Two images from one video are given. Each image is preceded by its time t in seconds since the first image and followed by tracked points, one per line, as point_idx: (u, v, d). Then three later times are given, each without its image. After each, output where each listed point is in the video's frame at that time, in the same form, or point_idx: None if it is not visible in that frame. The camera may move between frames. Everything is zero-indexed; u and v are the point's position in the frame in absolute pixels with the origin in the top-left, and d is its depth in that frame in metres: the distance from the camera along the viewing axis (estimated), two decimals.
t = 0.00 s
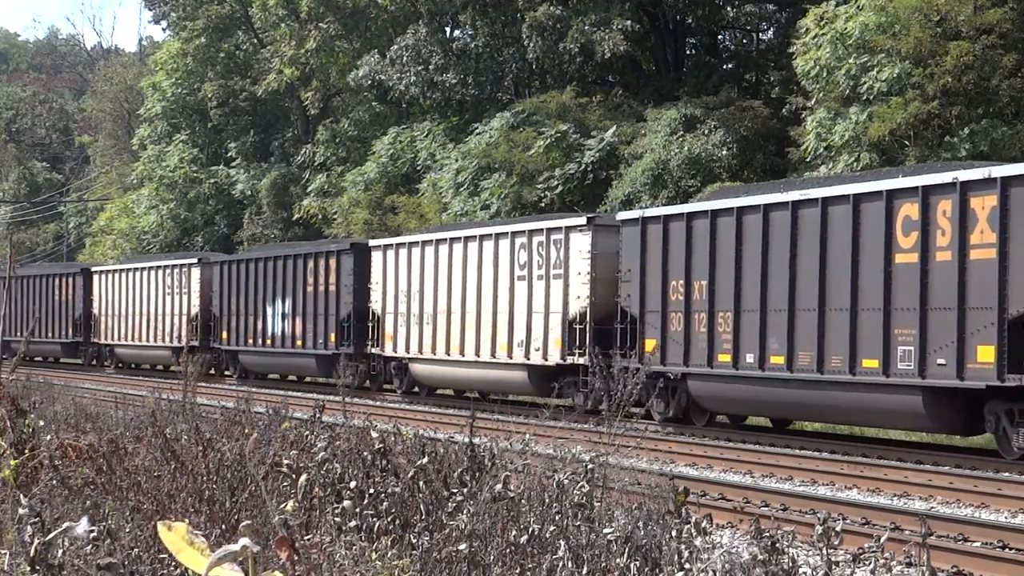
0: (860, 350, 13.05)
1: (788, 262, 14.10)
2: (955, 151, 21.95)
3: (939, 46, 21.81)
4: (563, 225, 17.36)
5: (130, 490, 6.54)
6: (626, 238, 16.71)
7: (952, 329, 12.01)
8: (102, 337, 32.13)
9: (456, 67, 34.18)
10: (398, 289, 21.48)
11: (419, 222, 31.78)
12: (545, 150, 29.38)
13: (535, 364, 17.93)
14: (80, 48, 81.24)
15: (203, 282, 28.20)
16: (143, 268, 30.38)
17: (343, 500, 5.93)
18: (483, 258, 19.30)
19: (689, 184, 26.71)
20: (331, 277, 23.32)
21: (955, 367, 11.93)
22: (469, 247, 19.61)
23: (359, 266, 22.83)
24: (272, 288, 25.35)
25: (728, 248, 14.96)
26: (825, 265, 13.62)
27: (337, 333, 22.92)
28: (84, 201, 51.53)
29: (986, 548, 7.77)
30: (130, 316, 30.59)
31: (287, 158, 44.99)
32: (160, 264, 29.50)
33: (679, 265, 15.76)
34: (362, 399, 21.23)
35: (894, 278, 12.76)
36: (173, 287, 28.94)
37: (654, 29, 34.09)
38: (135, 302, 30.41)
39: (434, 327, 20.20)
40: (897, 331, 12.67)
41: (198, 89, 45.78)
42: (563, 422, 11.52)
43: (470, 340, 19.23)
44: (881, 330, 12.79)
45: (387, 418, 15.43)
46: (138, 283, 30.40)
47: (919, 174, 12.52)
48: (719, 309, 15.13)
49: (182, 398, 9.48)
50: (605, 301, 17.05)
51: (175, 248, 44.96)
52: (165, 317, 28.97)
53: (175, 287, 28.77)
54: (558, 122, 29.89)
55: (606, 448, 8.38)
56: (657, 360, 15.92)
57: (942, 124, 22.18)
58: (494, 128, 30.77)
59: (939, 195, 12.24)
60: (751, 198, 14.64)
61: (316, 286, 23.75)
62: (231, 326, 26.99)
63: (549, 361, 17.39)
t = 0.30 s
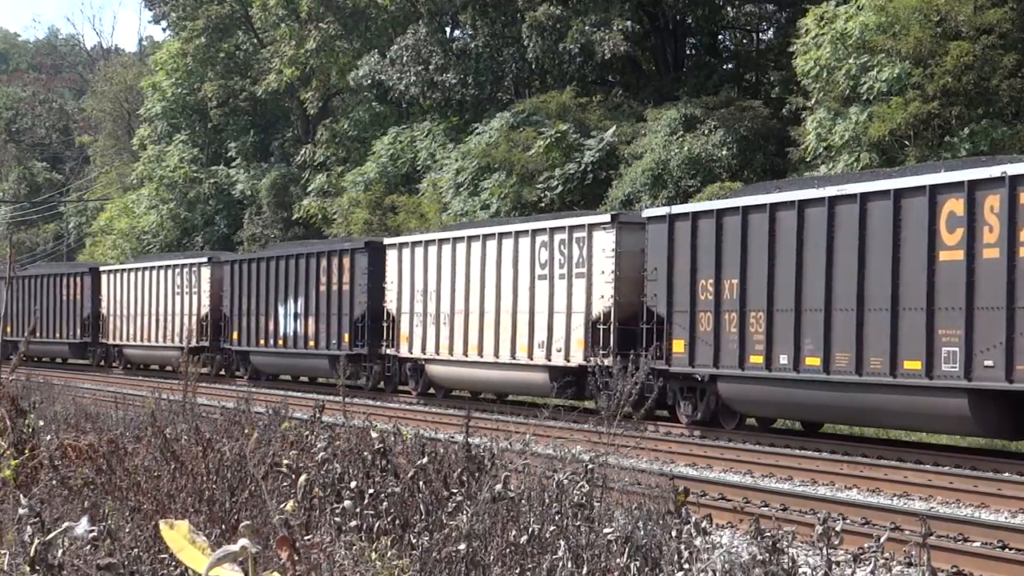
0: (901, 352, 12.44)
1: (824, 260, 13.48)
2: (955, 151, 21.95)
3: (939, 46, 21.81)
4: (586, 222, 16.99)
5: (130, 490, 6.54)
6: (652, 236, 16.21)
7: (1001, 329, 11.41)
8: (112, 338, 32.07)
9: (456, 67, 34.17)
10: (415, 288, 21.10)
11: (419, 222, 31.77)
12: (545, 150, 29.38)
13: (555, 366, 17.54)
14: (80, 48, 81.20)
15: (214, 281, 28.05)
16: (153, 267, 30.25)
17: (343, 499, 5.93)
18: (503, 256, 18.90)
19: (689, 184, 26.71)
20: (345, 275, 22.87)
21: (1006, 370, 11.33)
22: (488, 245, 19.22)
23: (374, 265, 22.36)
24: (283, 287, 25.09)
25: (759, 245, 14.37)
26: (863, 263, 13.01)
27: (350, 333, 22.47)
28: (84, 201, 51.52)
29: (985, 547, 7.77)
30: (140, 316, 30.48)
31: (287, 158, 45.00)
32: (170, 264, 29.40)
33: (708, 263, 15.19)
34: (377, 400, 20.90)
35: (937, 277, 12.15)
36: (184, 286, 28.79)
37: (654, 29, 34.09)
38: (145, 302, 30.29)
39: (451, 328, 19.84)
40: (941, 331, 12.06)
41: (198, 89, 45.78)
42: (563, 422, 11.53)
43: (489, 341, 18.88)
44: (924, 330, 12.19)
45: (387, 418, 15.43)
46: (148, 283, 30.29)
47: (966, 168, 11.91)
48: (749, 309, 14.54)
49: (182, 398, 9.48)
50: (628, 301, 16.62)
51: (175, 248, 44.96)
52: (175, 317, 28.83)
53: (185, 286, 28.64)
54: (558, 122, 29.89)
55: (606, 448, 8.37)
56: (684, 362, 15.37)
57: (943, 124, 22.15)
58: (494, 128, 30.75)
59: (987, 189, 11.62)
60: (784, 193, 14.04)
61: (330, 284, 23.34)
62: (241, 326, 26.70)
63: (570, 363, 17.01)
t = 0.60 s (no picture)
0: (945, 352, 12.03)
1: (863, 258, 13.07)
2: (955, 151, 21.96)
3: (939, 46, 21.81)
4: (611, 220, 16.62)
5: (130, 491, 6.55)
6: (680, 233, 15.86)
7: None
8: (120, 338, 32.05)
9: (456, 66, 34.16)
10: (431, 287, 20.78)
11: (419, 222, 31.76)
12: (545, 150, 29.39)
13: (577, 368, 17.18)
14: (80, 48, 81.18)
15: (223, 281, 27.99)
16: (159, 267, 30.21)
17: (344, 500, 5.93)
18: (523, 255, 18.56)
19: (690, 184, 26.70)
20: (359, 275, 22.61)
21: None
22: (508, 243, 18.86)
23: (388, 264, 22.07)
24: (295, 287, 24.88)
25: (794, 243, 14.00)
26: (904, 261, 12.60)
27: (364, 334, 22.19)
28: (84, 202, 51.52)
29: (986, 548, 7.77)
30: (148, 316, 30.45)
31: (287, 158, 45.00)
32: (178, 263, 29.26)
33: (740, 261, 14.82)
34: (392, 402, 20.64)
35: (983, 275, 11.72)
36: (192, 286, 28.74)
37: (654, 29, 34.09)
38: (153, 302, 30.26)
39: (469, 327, 19.50)
40: (988, 331, 11.63)
41: (198, 89, 45.78)
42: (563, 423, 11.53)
43: (508, 341, 18.53)
44: (969, 330, 11.77)
45: (387, 419, 15.42)
46: (156, 283, 30.27)
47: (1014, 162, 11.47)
48: (783, 308, 14.17)
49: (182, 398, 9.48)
50: (655, 300, 16.25)
51: (175, 248, 44.96)
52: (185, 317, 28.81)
53: (194, 286, 28.55)
54: (558, 122, 29.90)
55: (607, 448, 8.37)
56: (714, 363, 15.03)
57: (943, 124, 22.14)
58: (494, 128, 30.74)
59: None
60: (820, 190, 13.67)
61: (344, 284, 23.06)
62: (251, 326, 26.47)
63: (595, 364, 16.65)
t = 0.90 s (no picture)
0: (994, 355, 11.48)
1: (905, 255, 12.50)
2: (955, 151, 21.95)
3: (939, 46, 21.81)
4: (635, 217, 16.23)
5: (130, 491, 6.56)
6: (708, 231, 15.35)
7: None
8: (128, 339, 32.05)
9: (456, 66, 34.14)
10: (447, 286, 20.49)
11: (419, 222, 31.75)
12: (545, 150, 29.39)
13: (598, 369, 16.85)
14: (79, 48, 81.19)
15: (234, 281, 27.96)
16: (169, 267, 30.20)
17: (343, 499, 5.93)
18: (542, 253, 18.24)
19: (690, 184, 26.69)
20: (373, 274, 22.42)
21: None
22: (528, 241, 18.54)
23: (404, 263, 21.87)
24: (308, 287, 24.76)
25: (831, 240, 13.45)
26: (949, 259, 12.04)
27: (379, 334, 21.98)
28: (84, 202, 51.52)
29: (986, 548, 7.76)
30: (158, 316, 30.46)
31: (287, 158, 45.00)
32: (188, 263, 29.22)
33: (773, 259, 14.27)
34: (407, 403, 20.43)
35: None
36: (202, 286, 28.72)
37: (654, 29, 34.09)
38: (163, 302, 30.27)
39: (487, 327, 19.19)
40: None
41: (197, 89, 45.81)
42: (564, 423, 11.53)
43: (528, 341, 18.21)
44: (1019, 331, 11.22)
45: (387, 419, 15.40)
46: (166, 282, 30.27)
47: None
48: (818, 308, 13.63)
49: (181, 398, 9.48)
50: (682, 299, 15.81)
51: (174, 248, 44.96)
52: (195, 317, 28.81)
53: (205, 285, 28.54)
54: (558, 122, 29.90)
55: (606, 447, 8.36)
56: (745, 364, 14.53)
57: (943, 124, 22.14)
58: (494, 128, 30.72)
59: None
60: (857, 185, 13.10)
61: (358, 284, 22.86)
62: (263, 326, 26.33)
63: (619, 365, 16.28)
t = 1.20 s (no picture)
0: None
1: (950, 253, 12.18)
2: (955, 151, 21.95)
3: (939, 46, 21.81)
4: (662, 214, 15.99)
5: (130, 491, 6.55)
6: (743, 229, 15.12)
7: None
8: (137, 339, 32.03)
9: (456, 66, 34.13)
10: (465, 286, 20.32)
11: (419, 222, 31.74)
12: (545, 150, 29.41)
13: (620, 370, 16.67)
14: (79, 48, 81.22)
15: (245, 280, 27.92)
16: (179, 266, 30.20)
17: (343, 500, 5.94)
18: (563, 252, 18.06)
19: (690, 184, 26.68)
20: (389, 273, 22.34)
21: None
22: (549, 239, 18.32)
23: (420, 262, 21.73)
24: (321, 286, 24.70)
25: (872, 237, 13.16)
26: (995, 257, 11.70)
27: (394, 334, 21.88)
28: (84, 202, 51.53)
29: (986, 548, 7.76)
30: (167, 315, 30.45)
31: (287, 158, 45.00)
32: (199, 262, 29.22)
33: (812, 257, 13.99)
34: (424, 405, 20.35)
35: None
36: (214, 285, 28.68)
37: (654, 29, 34.10)
38: (173, 301, 30.25)
39: (508, 327, 19.01)
40: None
41: (197, 89, 45.85)
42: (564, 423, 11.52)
43: (549, 341, 18.01)
44: None
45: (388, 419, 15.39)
46: (176, 282, 30.26)
47: None
48: (858, 307, 13.35)
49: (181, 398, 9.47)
50: (710, 299, 15.59)
51: (174, 248, 44.95)
52: (206, 316, 28.78)
53: (216, 285, 28.51)
54: (558, 122, 29.92)
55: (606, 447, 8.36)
56: (780, 366, 14.28)
57: (943, 124, 22.16)
58: (494, 128, 30.70)
59: None
60: (899, 179, 12.80)
61: (374, 284, 22.78)
62: (275, 326, 26.30)
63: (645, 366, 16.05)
